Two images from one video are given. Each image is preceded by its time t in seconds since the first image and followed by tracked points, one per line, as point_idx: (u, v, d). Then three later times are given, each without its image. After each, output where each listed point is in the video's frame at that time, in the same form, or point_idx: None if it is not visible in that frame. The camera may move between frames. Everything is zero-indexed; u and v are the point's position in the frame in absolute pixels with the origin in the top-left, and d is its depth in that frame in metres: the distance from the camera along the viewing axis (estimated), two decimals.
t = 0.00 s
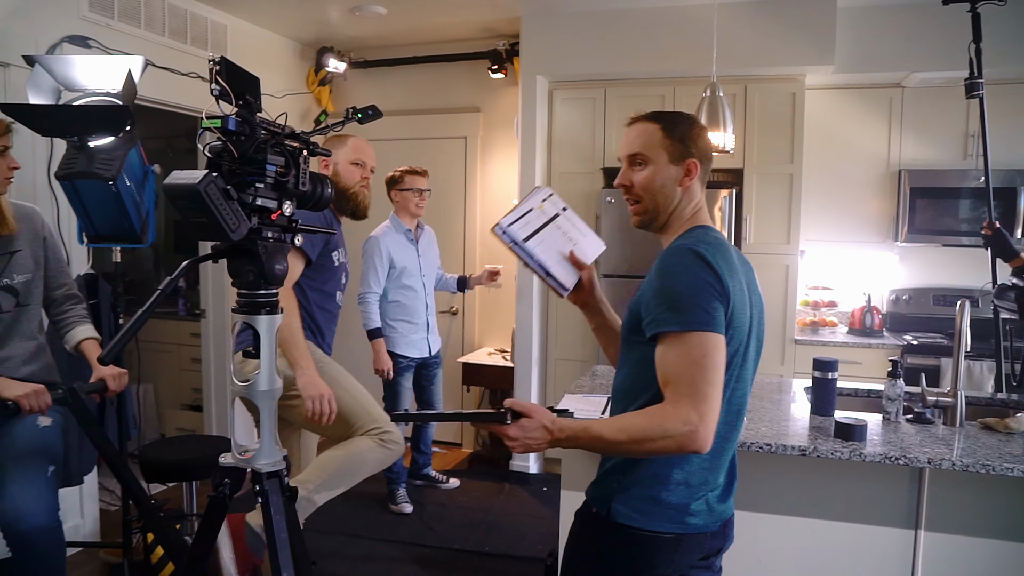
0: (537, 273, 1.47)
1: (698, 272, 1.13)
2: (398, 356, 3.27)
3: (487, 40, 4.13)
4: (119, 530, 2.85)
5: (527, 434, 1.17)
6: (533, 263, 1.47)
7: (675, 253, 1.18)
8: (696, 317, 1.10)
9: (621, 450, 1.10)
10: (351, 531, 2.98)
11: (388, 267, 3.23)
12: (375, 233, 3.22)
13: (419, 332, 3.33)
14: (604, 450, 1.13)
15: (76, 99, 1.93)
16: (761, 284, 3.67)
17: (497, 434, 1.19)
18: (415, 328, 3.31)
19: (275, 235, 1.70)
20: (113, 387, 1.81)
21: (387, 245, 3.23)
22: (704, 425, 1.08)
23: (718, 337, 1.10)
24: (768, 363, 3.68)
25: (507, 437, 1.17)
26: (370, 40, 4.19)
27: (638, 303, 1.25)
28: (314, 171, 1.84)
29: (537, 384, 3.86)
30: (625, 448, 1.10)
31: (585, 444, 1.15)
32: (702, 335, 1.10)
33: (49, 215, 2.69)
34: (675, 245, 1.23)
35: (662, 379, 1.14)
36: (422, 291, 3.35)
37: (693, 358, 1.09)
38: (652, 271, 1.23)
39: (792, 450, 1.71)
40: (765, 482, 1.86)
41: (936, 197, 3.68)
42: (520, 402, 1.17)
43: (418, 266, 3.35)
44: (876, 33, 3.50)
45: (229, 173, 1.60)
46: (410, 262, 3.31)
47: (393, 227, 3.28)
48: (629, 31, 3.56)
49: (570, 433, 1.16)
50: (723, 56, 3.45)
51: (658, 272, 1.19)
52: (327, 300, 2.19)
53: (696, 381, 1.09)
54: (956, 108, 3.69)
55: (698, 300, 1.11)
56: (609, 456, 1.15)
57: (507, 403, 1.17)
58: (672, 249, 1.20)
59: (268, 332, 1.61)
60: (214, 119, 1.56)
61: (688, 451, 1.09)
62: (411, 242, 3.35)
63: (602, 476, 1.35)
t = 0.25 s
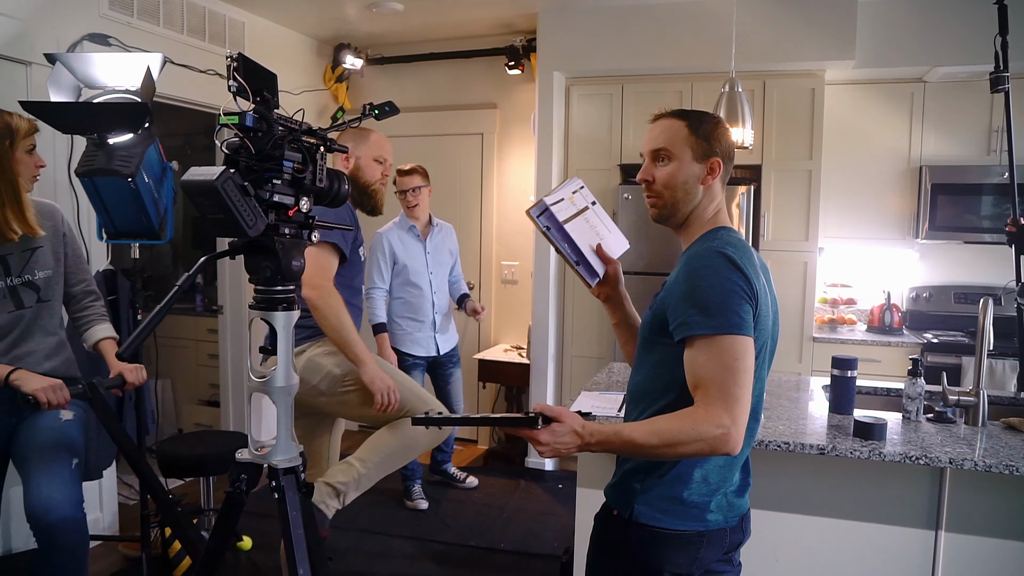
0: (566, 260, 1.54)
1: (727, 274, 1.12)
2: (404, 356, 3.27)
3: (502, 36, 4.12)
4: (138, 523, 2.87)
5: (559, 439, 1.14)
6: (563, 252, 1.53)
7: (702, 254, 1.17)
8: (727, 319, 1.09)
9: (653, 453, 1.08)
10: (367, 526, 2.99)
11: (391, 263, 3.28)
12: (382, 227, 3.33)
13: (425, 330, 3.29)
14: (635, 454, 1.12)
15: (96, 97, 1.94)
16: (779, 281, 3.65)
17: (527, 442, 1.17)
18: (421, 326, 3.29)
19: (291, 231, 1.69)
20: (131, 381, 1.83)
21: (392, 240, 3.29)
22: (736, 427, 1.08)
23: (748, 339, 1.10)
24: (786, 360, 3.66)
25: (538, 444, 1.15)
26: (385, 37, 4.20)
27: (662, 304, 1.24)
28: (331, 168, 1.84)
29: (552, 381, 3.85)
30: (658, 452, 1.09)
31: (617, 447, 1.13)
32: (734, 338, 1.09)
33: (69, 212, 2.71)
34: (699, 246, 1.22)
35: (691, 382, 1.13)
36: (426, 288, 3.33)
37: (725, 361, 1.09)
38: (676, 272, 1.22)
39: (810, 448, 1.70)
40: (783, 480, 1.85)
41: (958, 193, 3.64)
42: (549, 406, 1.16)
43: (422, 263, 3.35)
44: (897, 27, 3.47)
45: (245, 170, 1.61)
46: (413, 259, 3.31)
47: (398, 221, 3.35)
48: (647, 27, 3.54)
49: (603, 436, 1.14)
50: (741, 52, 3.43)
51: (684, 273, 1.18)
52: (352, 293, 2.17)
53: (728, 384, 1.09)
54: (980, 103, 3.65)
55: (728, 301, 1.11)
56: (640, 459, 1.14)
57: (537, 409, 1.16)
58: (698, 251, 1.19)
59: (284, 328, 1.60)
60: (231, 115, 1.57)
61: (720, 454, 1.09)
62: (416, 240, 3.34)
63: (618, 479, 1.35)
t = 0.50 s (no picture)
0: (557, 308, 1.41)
1: (717, 271, 1.12)
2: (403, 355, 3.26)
3: (513, 34, 4.12)
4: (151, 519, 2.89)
5: (557, 438, 1.17)
6: (548, 304, 1.42)
7: (692, 251, 1.17)
8: (717, 317, 1.10)
9: (649, 450, 1.10)
10: (378, 524, 3.00)
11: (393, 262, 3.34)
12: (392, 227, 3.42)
13: (421, 330, 3.24)
14: (634, 451, 1.13)
15: (111, 95, 1.95)
16: (792, 279, 3.63)
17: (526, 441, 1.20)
18: (418, 325, 3.26)
19: (305, 229, 1.69)
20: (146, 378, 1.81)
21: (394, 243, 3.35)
22: (731, 422, 1.09)
23: (738, 335, 1.11)
24: (799, 359, 3.64)
25: (536, 442, 1.18)
26: (397, 35, 4.20)
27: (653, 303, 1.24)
28: (344, 166, 1.84)
29: (563, 379, 3.85)
30: (654, 449, 1.11)
31: (615, 445, 1.14)
32: (725, 335, 1.10)
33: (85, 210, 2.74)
34: (688, 243, 1.22)
35: (685, 378, 1.14)
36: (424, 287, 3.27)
37: (716, 358, 1.09)
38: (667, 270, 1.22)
39: (823, 448, 1.69)
40: (795, 478, 1.84)
41: (974, 191, 3.61)
42: (548, 406, 1.18)
43: (422, 262, 3.30)
44: (913, 24, 3.44)
45: (259, 168, 1.61)
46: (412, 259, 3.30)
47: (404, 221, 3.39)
48: (660, 24, 3.53)
49: (600, 435, 1.16)
50: (755, 49, 3.41)
51: (674, 271, 1.18)
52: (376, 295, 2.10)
53: (722, 380, 1.09)
54: (996, 100, 3.61)
55: (717, 298, 1.11)
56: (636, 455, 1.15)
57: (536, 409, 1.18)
58: (686, 248, 1.19)
59: (297, 326, 1.61)
60: (245, 113, 1.57)
61: (716, 449, 1.10)
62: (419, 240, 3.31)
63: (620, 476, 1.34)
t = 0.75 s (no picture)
0: (549, 359, 1.38)
1: (679, 272, 1.13)
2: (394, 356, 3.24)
3: (508, 35, 4.13)
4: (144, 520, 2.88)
5: (529, 437, 1.21)
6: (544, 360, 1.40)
7: (655, 252, 1.18)
8: (680, 317, 1.11)
9: (618, 449, 1.13)
10: (372, 525, 2.99)
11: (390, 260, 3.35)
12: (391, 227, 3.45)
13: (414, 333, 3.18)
14: (606, 450, 1.17)
15: (105, 95, 1.95)
16: (786, 279, 3.64)
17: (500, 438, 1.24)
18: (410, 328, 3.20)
19: (299, 229, 1.71)
20: (141, 378, 1.78)
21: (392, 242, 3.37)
22: (697, 419, 1.11)
23: (702, 334, 1.12)
24: (792, 359, 3.65)
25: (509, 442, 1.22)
26: (392, 36, 4.20)
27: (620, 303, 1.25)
28: (339, 166, 1.85)
29: (558, 380, 3.86)
30: (623, 447, 1.13)
31: (588, 444, 1.18)
32: (689, 335, 1.11)
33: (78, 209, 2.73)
34: (653, 243, 1.23)
35: (653, 377, 1.16)
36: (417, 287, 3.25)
37: (681, 357, 1.11)
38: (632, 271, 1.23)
39: (816, 447, 1.69)
40: (788, 477, 1.85)
41: (966, 192, 3.63)
42: (520, 407, 1.22)
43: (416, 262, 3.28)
44: (905, 25, 3.46)
45: (253, 168, 1.61)
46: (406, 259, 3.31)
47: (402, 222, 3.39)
48: (655, 25, 3.54)
49: (572, 433, 1.19)
50: (749, 50, 3.43)
51: (638, 273, 1.19)
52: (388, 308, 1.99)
53: (687, 379, 1.11)
54: (988, 101, 3.64)
55: (680, 298, 1.12)
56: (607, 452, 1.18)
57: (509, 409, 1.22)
58: (650, 249, 1.20)
59: (292, 326, 1.61)
60: (239, 113, 1.57)
61: (684, 445, 1.12)
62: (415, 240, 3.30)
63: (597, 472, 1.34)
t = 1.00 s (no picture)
0: (544, 369, 1.36)
1: (651, 275, 1.14)
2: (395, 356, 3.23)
3: (508, 37, 4.13)
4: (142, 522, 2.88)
5: (504, 431, 1.22)
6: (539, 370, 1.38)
7: (629, 255, 1.19)
8: (651, 320, 1.12)
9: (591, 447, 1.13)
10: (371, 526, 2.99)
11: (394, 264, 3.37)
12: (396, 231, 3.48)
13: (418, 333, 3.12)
14: (576, 447, 1.17)
15: (104, 96, 1.95)
16: (784, 281, 3.64)
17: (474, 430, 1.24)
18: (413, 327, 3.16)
19: (298, 230, 1.72)
20: (140, 381, 1.78)
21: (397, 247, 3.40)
22: (667, 421, 1.12)
23: (673, 337, 1.13)
24: (791, 361, 3.64)
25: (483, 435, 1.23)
26: (392, 38, 4.21)
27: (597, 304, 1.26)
28: (338, 168, 1.87)
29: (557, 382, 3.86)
30: (594, 447, 1.14)
31: (558, 441, 1.18)
32: (660, 337, 1.12)
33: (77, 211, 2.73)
34: (628, 246, 1.24)
35: (626, 379, 1.17)
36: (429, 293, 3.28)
37: (652, 359, 1.12)
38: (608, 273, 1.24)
39: (815, 450, 1.69)
40: (786, 480, 1.85)
41: (965, 194, 3.63)
42: (497, 400, 1.22)
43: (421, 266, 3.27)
44: (904, 27, 3.46)
45: (253, 169, 1.63)
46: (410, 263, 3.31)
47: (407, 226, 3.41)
48: (654, 27, 3.54)
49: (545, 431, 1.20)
50: (748, 51, 3.42)
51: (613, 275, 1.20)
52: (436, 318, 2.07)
53: (657, 381, 1.12)
54: (987, 103, 3.63)
55: (652, 301, 1.13)
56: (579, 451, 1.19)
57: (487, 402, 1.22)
58: (625, 251, 1.21)
59: (291, 327, 1.63)
60: (238, 116, 1.59)
61: (655, 446, 1.13)
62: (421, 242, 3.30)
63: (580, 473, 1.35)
